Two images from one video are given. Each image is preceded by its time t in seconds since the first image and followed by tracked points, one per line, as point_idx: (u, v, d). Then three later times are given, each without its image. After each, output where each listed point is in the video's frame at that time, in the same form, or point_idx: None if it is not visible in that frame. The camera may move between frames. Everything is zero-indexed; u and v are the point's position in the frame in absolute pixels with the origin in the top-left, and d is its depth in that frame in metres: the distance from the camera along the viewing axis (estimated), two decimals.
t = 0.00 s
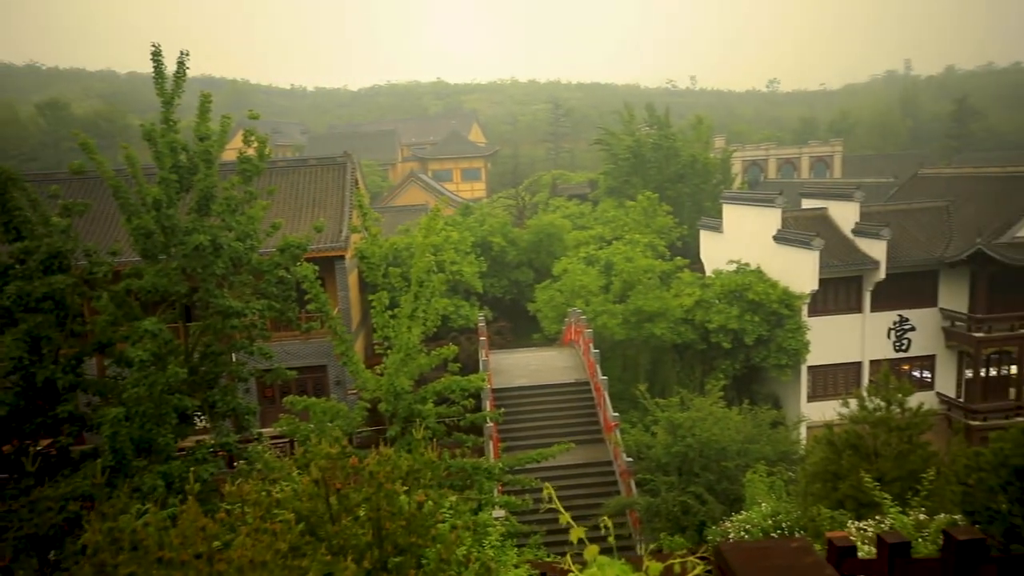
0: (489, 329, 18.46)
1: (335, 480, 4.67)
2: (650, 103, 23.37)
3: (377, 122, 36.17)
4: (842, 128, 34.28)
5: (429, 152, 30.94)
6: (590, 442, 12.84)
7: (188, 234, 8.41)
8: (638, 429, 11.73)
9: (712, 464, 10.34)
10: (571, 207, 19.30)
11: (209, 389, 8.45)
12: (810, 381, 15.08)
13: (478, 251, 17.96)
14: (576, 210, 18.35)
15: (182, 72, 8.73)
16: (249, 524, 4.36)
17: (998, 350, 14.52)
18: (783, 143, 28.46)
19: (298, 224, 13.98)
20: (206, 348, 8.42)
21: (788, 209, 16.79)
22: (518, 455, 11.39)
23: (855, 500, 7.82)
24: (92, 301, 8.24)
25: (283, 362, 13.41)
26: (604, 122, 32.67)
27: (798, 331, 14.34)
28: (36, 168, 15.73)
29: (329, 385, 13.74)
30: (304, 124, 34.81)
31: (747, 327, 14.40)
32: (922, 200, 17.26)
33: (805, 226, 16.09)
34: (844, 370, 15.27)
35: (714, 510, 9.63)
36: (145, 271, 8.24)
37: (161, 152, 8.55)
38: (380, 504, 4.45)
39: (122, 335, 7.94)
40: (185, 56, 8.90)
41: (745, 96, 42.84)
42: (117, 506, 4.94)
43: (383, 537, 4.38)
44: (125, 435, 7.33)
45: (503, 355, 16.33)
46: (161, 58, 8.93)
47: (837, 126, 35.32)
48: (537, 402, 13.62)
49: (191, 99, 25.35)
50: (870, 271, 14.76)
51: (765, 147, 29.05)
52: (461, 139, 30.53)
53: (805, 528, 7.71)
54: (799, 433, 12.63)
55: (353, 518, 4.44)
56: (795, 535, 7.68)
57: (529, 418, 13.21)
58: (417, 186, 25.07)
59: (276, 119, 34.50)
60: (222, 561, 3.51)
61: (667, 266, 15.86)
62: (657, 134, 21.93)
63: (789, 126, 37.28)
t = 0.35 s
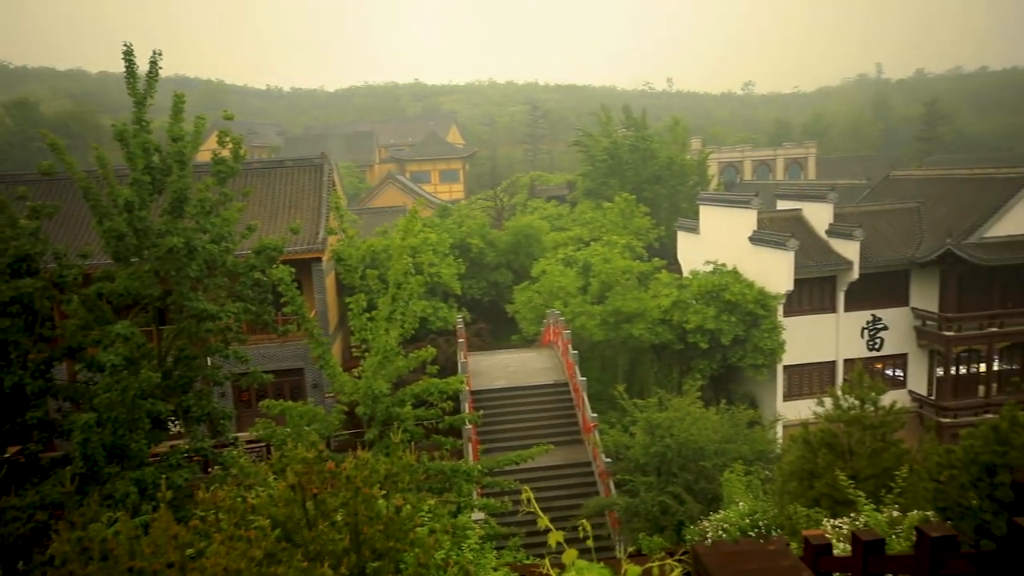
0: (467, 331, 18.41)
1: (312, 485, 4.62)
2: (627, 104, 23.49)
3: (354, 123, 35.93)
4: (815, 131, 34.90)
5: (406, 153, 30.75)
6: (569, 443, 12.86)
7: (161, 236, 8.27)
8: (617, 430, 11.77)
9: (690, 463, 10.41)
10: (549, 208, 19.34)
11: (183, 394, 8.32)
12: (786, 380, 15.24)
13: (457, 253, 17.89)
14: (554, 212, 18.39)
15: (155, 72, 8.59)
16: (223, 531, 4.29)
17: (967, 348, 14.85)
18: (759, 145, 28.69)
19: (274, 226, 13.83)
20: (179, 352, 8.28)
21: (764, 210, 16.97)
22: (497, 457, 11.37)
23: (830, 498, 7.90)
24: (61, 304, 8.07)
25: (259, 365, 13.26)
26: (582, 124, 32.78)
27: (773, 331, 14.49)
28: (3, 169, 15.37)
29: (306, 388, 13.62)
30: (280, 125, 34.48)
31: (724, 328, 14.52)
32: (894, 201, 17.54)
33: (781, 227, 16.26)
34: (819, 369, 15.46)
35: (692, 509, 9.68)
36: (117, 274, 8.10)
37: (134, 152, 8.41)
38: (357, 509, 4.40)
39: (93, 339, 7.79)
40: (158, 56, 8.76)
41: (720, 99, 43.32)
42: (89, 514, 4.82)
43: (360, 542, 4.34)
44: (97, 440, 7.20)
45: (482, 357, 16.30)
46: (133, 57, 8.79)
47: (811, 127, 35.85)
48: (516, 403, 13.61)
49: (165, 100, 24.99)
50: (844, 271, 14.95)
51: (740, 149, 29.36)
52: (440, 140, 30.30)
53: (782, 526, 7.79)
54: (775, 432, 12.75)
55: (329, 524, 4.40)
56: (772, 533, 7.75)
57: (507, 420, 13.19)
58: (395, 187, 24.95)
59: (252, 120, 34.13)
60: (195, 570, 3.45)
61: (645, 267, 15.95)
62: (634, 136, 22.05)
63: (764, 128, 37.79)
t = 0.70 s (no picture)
0: (443, 332, 18.35)
1: (286, 491, 4.55)
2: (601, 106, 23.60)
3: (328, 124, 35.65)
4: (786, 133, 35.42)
5: (381, 154, 30.20)
6: (546, 443, 12.87)
7: (130, 238, 8.11)
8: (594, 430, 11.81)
9: (665, 463, 10.48)
10: (524, 209, 19.36)
11: (153, 399, 8.17)
12: (759, 379, 15.42)
13: (432, 254, 17.81)
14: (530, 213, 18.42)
15: (123, 72, 8.43)
16: (195, 540, 4.21)
17: (934, 346, 15.13)
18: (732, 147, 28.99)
19: (247, 228, 13.66)
20: (150, 357, 8.12)
21: (737, 211, 17.15)
22: (474, 459, 11.34)
23: (803, 496, 7.98)
24: (26, 309, 7.88)
25: (232, 369, 13.08)
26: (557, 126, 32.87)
27: (747, 331, 14.65)
28: None
29: (280, 392, 13.47)
30: (252, 126, 34.07)
31: (698, 328, 14.64)
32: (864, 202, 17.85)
33: (754, 227, 16.45)
34: (792, 368, 15.65)
35: (669, 508, 9.75)
36: (84, 278, 7.92)
37: (102, 153, 8.24)
38: (332, 514, 4.35)
39: (60, 344, 7.62)
40: (126, 55, 8.60)
41: (693, 100, 43.75)
42: (55, 524, 4.70)
43: (336, 548, 4.30)
44: (64, 447, 7.04)
45: (458, 358, 16.25)
46: (100, 57, 8.61)
47: (783, 129, 36.38)
48: (492, 405, 13.58)
49: (133, 99, 24.55)
50: (815, 271, 15.16)
51: (714, 150, 29.59)
52: (416, 141, 29.99)
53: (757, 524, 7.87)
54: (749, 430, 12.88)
55: (304, 529, 4.34)
56: (746, 531, 7.83)
57: (484, 422, 13.17)
58: (370, 189, 24.78)
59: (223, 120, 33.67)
60: None
61: (620, 267, 16.03)
62: (609, 137, 22.15)
63: (737, 129, 38.25)
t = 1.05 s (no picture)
0: (412, 334, 18.25)
1: (253, 498, 4.45)
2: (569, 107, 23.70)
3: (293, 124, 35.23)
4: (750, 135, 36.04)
5: (348, 155, 30.07)
6: (516, 444, 12.87)
7: (88, 241, 7.88)
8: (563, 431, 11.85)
9: (634, 462, 10.56)
10: (493, 210, 19.34)
11: (114, 406, 7.96)
12: (726, 377, 15.63)
13: (401, 255, 17.68)
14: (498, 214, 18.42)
15: (81, 70, 8.21)
16: (158, 551, 4.11)
17: (894, 343, 15.47)
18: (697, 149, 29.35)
19: (211, 230, 13.42)
20: (110, 362, 7.90)
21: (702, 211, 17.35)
22: (444, 462, 11.31)
23: (770, 492, 8.10)
24: None
25: (195, 373, 12.83)
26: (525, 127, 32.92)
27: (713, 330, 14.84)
28: None
29: (246, 396, 13.26)
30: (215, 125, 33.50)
31: (666, 327, 14.78)
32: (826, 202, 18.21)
33: (719, 228, 16.66)
34: (757, 366, 15.89)
35: (638, 507, 9.83)
36: (40, 282, 7.68)
37: (58, 154, 8.02)
38: (301, 521, 4.29)
39: (15, 350, 7.38)
40: (84, 53, 8.38)
41: (659, 102, 44.24)
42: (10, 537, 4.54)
43: (304, 555, 4.24)
44: (19, 456, 6.82)
45: (427, 360, 16.15)
46: (57, 55, 8.38)
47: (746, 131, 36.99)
48: (462, 406, 13.54)
49: (91, 98, 23.96)
50: (779, 271, 15.40)
51: (679, 151, 30.02)
52: (383, 142, 29.72)
53: (725, 521, 7.97)
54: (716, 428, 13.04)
55: (272, 537, 4.27)
56: (715, 529, 7.92)
57: (454, 423, 13.12)
58: (336, 189, 24.52)
59: (185, 120, 33.04)
60: None
61: (588, 268, 16.11)
62: (577, 138, 22.26)
63: (701, 131, 38.78)
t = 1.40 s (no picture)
0: (376, 337, 18.09)
1: (214, 507, 4.34)
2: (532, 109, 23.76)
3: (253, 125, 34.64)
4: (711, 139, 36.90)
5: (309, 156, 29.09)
6: (482, 446, 12.82)
7: (38, 245, 7.62)
8: (529, 432, 11.85)
9: (600, 462, 10.62)
10: (456, 212, 19.27)
11: (66, 415, 7.70)
12: (689, 376, 15.82)
13: (364, 258, 17.49)
14: (462, 216, 18.38)
15: (30, 68, 7.95)
16: (114, 565, 3.98)
17: (850, 340, 15.85)
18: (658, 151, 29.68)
19: (168, 233, 13.11)
20: (62, 370, 7.63)
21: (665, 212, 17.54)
22: (410, 465, 11.22)
23: (733, 489, 8.21)
24: None
25: (152, 380, 12.52)
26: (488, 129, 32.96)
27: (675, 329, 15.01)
28: None
29: (206, 402, 12.98)
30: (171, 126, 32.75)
31: (630, 327, 14.91)
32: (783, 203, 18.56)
33: (681, 229, 16.86)
34: (719, 365, 16.12)
35: (604, 507, 9.89)
36: None
37: (6, 155, 7.75)
38: (265, 530, 4.21)
39: None
40: (33, 51, 8.11)
41: (621, 105, 44.65)
42: None
43: (268, 564, 4.17)
44: None
45: (391, 364, 15.99)
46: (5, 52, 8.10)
47: (706, 133, 37.56)
48: (428, 409, 13.45)
49: (41, 98, 23.22)
50: (739, 270, 15.64)
51: (642, 153, 30.35)
52: (345, 144, 29.28)
53: (690, 519, 8.06)
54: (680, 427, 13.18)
55: (235, 547, 4.18)
56: (680, 526, 8.01)
57: (420, 427, 13.03)
58: (298, 191, 24.17)
59: (139, 120, 32.22)
60: None
61: (553, 269, 16.16)
62: (540, 140, 22.32)
63: (663, 134, 39.26)
